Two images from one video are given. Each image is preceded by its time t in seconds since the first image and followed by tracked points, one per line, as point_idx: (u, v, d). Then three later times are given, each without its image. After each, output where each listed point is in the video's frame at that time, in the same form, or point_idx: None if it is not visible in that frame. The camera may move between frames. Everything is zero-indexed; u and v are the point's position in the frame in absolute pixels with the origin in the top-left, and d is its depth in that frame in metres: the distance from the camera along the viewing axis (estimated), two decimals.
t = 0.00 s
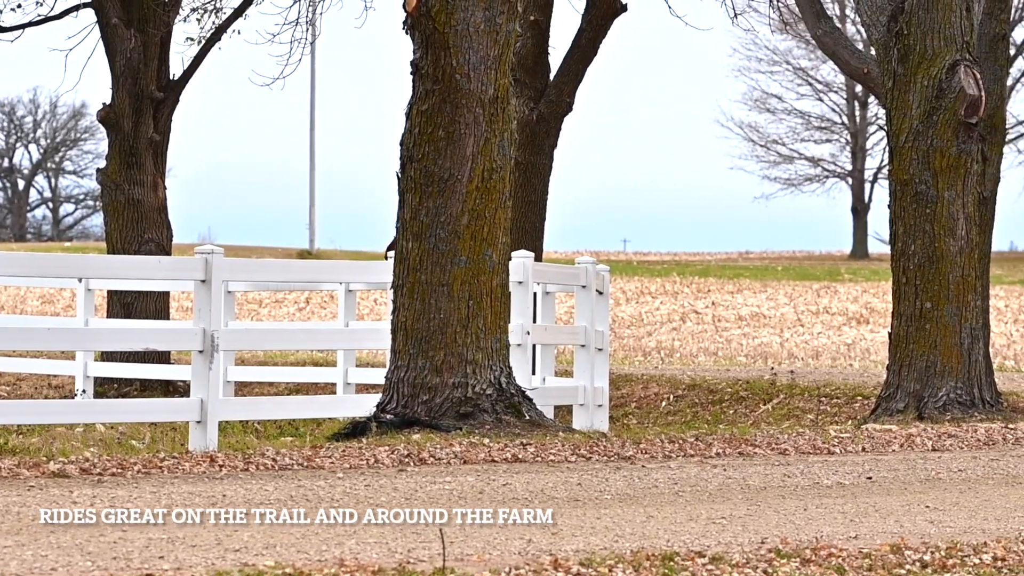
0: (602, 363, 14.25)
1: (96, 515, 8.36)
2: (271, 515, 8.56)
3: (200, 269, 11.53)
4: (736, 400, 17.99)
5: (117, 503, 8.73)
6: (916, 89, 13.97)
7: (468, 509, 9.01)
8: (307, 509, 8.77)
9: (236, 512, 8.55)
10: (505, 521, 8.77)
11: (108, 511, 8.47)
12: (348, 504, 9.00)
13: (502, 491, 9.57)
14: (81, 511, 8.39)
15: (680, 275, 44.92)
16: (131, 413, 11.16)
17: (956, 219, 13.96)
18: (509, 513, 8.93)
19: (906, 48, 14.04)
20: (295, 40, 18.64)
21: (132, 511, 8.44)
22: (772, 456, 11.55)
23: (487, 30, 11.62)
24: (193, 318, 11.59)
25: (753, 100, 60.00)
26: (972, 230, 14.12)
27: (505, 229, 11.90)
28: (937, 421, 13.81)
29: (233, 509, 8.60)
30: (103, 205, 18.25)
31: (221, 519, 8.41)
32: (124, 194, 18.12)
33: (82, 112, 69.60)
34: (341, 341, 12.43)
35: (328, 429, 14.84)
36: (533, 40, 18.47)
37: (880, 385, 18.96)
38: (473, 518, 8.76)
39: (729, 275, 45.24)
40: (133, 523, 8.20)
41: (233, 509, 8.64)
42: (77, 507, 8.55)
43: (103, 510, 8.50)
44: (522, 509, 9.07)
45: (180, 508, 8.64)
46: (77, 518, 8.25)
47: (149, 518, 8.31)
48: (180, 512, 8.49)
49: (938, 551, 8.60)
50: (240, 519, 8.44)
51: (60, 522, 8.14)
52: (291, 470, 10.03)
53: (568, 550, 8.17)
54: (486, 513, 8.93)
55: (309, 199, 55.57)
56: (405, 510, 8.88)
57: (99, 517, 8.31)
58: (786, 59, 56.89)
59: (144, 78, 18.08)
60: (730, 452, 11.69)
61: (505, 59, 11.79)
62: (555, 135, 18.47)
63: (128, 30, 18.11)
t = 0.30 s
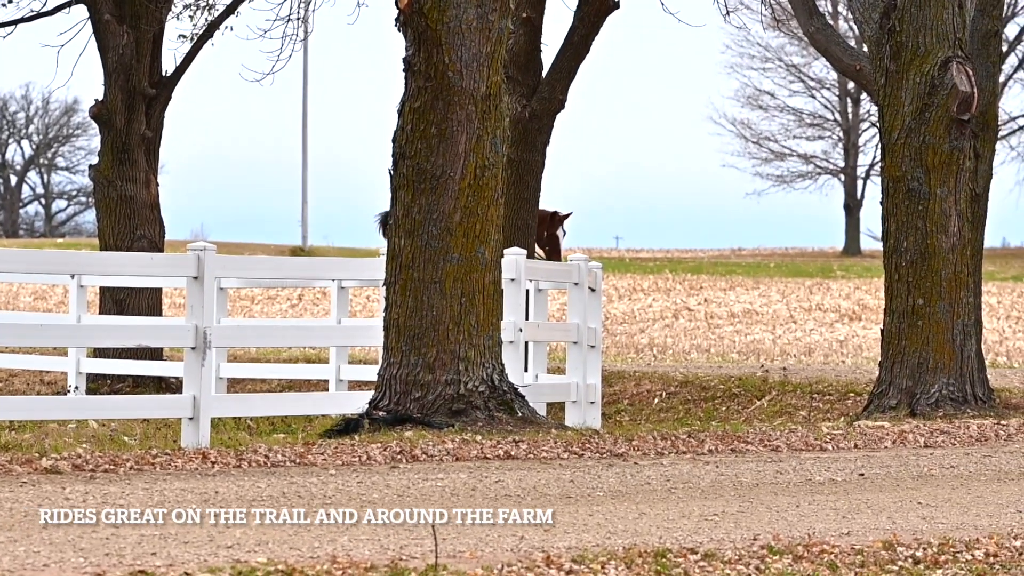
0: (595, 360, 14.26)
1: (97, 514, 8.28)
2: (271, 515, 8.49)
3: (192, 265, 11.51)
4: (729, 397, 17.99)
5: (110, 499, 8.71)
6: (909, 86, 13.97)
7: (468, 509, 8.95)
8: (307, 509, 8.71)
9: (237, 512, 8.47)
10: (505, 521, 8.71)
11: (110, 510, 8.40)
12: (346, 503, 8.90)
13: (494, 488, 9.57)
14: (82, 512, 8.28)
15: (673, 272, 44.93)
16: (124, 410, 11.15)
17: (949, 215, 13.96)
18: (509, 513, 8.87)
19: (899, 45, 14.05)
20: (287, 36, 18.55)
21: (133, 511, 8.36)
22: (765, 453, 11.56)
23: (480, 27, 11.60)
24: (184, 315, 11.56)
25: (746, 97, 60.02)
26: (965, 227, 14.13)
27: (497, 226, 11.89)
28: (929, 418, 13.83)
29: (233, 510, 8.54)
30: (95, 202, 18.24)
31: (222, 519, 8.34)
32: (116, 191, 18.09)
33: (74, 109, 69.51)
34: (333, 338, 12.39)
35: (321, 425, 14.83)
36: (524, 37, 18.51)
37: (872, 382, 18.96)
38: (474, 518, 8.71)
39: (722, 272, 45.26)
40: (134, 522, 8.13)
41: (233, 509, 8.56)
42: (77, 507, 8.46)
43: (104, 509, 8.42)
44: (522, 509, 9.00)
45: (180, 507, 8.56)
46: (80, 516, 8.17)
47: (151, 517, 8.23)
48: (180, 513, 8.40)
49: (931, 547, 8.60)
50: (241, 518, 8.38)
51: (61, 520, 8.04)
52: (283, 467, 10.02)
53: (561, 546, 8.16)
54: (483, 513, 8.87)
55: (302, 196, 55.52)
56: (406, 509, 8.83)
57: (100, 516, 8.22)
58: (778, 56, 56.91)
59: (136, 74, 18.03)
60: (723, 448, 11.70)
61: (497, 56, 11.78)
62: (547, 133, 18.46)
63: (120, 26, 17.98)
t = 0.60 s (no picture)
0: (593, 358, 14.26)
1: (97, 515, 8.24)
2: (271, 515, 8.46)
3: (189, 262, 11.50)
4: (727, 395, 17.99)
5: (107, 497, 8.70)
6: (907, 83, 13.97)
7: (468, 509, 8.91)
8: (307, 509, 8.67)
9: (237, 512, 8.43)
10: (505, 521, 8.67)
11: (109, 510, 8.37)
12: (343, 504, 8.81)
13: (491, 486, 9.57)
14: (82, 511, 8.26)
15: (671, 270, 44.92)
16: (123, 408, 11.17)
17: (947, 213, 13.95)
18: (509, 514, 8.82)
19: (897, 42, 14.05)
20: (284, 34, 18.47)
21: (132, 512, 8.33)
22: (763, 451, 11.56)
23: (477, 25, 11.60)
24: (183, 312, 11.56)
25: (744, 95, 60.01)
26: (963, 225, 14.13)
27: (495, 224, 11.89)
28: (927, 416, 13.84)
29: (233, 508, 8.52)
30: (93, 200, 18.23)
31: (222, 519, 8.30)
32: (114, 189, 18.09)
33: (72, 106, 69.51)
34: (331, 336, 12.39)
35: (319, 422, 14.82)
36: (523, 34, 18.51)
37: (870, 380, 18.97)
38: (473, 518, 8.67)
39: (720, 270, 45.26)
40: (134, 523, 8.11)
41: (233, 508, 8.54)
42: (76, 506, 8.41)
43: (104, 510, 8.38)
44: (522, 509, 8.96)
45: (179, 507, 8.52)
46: (79, 516, 8.13)
47: (151, 518, 8.20)
48: (180, 512, 8.38)
49: (929, 545, 8.60)
50: (241, 518, 8.35)
51: (61, 521, 8.01)
52: (281, 465, 10.01)
53: (559, 544, 8.16)
54: (482, 513, 8.83)
55: (300, 193, 55.50)
56: (405, 510, 8.80)
57: (99, 516, 8.19)
58: (777, 53, 56.88)
59: (134, 72, 18.02)
60: (720, 446, 11.70)
61: (495, 54, 11.77)
62: (545, 131, 18.45)
63: (118, 24, 18.00)
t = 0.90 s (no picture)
0: (590, 363, 14.25)
1: (96, 515, 8.31)
2: (271, 515, 8.54)
3: (187, 267, 11.49)
4: (724, 400, 18.00)
5: (104, 501, 8.70)
6: (905, 89, 13.98)
7: (468, 509, 9.02)
8: (307, 509, 8.76)
9: (237, 512, 8.51)
10: (504, 521, 8.76)
11: (108, 510, 8.44)
12: (340, 509, 8.81)
13: (489, 491, 9.56)
14: (82, 511, 8.33)
15: (669, 275, 44.92)
16: (120, 412, 11.12)
17: (945, 219, 13.97)
18: (508, 513, 8.92)
19: (894, 48, 14.05)
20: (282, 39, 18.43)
21: (132, 512, 8.40)
22: (760, 456, 11.56)
23: (475, 30, 11.60)
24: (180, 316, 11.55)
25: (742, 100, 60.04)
26: (960, 231, 14.15)
27: (493, 229, 11.90)
28: (925, 422, 13.84)
29: (233, 509, 8.59)
30: (91, 204, 18.22)
31: (223, 518, 8.38)
32: (112, 193, 18.08)
33: (70, 110, 69.53)
34: (329, 340, 12.39)
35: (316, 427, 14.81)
36: (521, 39, 18.51)
37: (868, 385, 18.98)
38: (473, 518, 8.77)
39: (718, 275, 45.27)
40: (134, 523, 8.17)
41: (233, 508, 8.62)
42: (76, 507, 8.50)
43: (103, 510, 8.45)
44: (522, 510, 9.08)
45: (180, 507, 8.61)
46: (77, 517, 8.19)
47: (150, 519, 8.27)
48: (179, 512, 8.46)
49: (925, 551, 8.60)
50: (241, 518, 8.42)
51: (60, 522, 8.08)
52: (278, 470, 10.00)
53: (556, 550, 8.15)
54: (479, 516, 8.85)
55: (297, 198, 55.51)
56: (405, 510, 8.88)
57: (99, 517, 8.26)
58: (775, 59, 56.91)
59: (132, 76, 18.01)
60: (717, 452, 11.71)
61: (493, 59, 11.78)
62: (543, 135, 18.45)
63: (116, 28, 18.01)
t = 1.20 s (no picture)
0: (588, 368, 14.25)
1: (96, 515, 8.41)
2: (272, 516, 8.62)
3: (186, 271, 11.51)
4: (722, 406, 17.99)
5: (102, 506, 8.69)
6: (903, 95, 13.99)
7: (468, 509, 9.13)
8: (306, 510, 8.85)
9: (236, 512, 8.60)
10: (505, 521, 8.91)
11: (109, 510, 8.53)
12: (340, 514, 8.79)
13: (487, 496, 9.57)
14: (82, 511, 8.44)
15: (667, 280, 44.94)
16: (118, 417, 11.14)
17: (943, 225, 13.99)
18: (508, 513, 9.07)
19: (893, 54, 14.06)
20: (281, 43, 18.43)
21: (132, 512, 8.48)
22: (758, 462, 11.56)
23: (474, 35, 11.61)
24: (177, 321, 11.53)
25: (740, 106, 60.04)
26: (958, 236, 14.17)
27: (491, 234, 11.90)
28: (922, 428, 13.84)
29: (234, 510, 8.66)
30: (89, 208, 18.22)
31: (222, 519, 8.48)
32: (110, 197, 18.08)
33: (69, 114, 69.58)
34: (326, 345, 12.37)
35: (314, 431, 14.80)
36: (519, 44, 18.52)
37: (866, 392, 18.96)
38: (473, 517, 8.91)
39: (716, 280, 45.27)
40: (134, 523, 8.26)
41: (233, 509, 8.70)
42: (76, 508, 8.60)
43: (103, 510, 8.55)
44: (522, 509, 9.21)
45: (179, 508, 8.69)
46: (78, 518, 8.29)
47: (150, 518, 8.36)
48: (179, 512, 8.55)
49: (923, 557, 8.60)
50: (242, 520, 8.48)
51: (61, 522, 8.19)
52: (275, 474, 10.00)
53: (553, 555, 8.16)
54: (477, 522, 8.84)
55: (296, 202, 55.52)
56: (407, 510, 8.98)
57: (99, 517, 8.36)
58: (773, 65, 56.93)
59: (130, 80, 18.00)
60: (715, 457, 11.70)
61: (492, 64, 11.78)
62: (541, 141, 18.46)
63: (114, 32, 18.01)
